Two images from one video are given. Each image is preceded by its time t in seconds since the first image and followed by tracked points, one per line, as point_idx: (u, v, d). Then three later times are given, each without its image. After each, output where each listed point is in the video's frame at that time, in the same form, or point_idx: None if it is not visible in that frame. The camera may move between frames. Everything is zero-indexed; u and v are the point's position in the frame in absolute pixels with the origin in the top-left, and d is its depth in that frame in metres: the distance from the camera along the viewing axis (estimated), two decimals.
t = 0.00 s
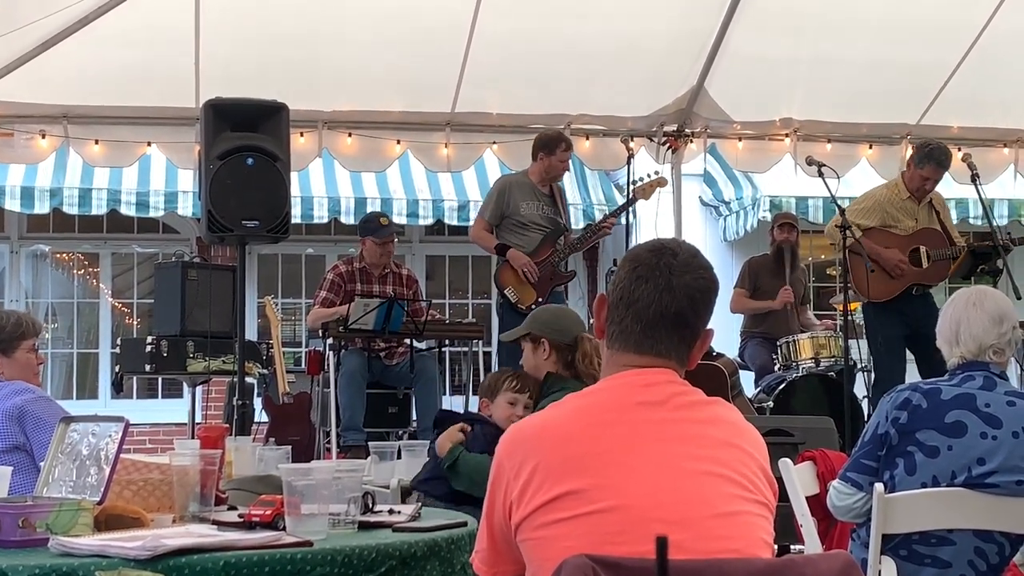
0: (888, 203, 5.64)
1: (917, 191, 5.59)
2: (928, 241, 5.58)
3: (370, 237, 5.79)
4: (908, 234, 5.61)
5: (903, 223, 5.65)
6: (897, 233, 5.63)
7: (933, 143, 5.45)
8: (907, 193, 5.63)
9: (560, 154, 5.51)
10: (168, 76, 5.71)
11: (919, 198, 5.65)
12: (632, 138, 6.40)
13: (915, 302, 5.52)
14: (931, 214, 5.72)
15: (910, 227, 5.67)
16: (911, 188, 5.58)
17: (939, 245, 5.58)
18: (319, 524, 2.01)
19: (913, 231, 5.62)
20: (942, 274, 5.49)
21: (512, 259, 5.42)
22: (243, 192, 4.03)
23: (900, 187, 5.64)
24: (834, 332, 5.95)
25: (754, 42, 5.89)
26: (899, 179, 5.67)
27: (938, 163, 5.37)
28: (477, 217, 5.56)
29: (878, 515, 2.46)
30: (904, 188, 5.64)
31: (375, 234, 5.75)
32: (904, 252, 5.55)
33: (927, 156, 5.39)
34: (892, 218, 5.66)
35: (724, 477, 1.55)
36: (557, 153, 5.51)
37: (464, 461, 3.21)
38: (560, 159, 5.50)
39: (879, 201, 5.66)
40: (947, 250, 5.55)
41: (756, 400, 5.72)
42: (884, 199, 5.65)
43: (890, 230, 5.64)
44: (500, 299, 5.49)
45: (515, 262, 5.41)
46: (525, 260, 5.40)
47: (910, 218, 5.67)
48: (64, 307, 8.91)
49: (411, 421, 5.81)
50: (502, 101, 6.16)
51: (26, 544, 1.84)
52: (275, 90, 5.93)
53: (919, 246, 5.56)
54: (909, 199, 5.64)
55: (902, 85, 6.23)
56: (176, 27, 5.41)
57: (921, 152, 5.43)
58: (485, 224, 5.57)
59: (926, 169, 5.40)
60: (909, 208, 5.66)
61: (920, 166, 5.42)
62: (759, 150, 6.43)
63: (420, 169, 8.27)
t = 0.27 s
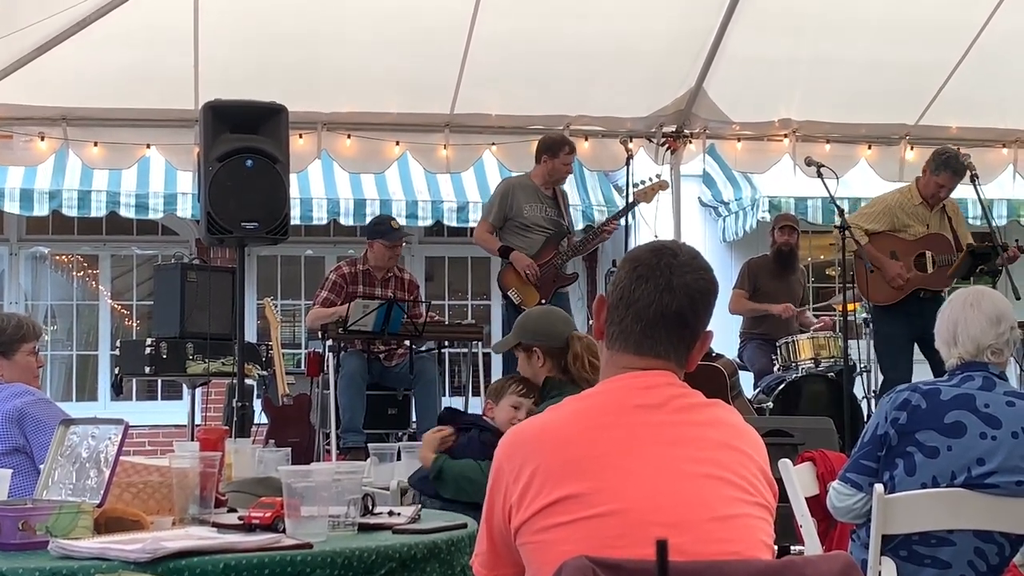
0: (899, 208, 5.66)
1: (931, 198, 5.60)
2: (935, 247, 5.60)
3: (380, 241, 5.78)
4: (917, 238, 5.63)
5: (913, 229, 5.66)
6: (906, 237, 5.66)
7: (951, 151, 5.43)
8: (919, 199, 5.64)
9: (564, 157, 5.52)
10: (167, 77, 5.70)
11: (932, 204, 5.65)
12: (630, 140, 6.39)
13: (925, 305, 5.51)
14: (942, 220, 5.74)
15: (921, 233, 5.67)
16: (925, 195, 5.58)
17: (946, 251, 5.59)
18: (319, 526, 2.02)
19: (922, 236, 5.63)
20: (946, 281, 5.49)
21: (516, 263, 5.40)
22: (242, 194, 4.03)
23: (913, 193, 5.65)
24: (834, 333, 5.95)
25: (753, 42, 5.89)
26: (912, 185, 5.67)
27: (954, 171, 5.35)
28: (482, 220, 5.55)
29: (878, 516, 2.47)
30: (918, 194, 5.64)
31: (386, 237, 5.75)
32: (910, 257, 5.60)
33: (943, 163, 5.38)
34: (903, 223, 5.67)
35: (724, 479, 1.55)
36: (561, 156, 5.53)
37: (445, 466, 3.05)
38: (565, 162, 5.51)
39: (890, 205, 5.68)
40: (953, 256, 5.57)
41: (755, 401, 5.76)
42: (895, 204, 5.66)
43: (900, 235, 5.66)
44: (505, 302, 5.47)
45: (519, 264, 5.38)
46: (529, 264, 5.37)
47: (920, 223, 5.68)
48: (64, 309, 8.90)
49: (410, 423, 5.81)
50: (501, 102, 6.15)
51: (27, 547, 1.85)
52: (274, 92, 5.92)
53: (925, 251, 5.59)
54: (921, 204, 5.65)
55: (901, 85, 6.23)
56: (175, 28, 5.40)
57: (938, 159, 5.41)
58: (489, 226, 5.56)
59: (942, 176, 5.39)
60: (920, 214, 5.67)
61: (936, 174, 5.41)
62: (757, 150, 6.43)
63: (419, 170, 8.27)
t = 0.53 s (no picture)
0: (907, 204, 5.66)
1: (941, 196, 5.60)
2: (941, 245, 5.59)
3: (384, 246, 5.76)
4: (923, 236, 5.62)
5: (920, 227, 5.66)
6: (911, 235, 5.65)
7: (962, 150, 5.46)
8: (930, 198, 5.64)
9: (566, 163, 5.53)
10: (165, 81, 5.70)
11: (941, 203, 5.65)
12: (629, 142, 6.37)
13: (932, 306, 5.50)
14: (952, 220, 5.73)
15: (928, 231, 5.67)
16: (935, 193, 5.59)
17: (952, 250, 5.59)
18: (317, 531, 2.01)
19: (928, 234, 5.62)
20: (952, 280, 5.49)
21: (518, 267, 5.40)
22: (240, 198, 4.03)
23: (923, 192, 5.65)
24: (833, 335, 5.94)
25: (751, 44, 5.89)
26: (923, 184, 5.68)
27: (963, 167, 5.37)
28: (483, 226, 5.56)
29: (877, 519, 2.47)
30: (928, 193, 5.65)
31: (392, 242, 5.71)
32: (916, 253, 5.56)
33: (953, 159, 5.39)
34: (910, 220, 5.67)
35: (722, 483, 1.55)
36: (564, 162, 5.53)
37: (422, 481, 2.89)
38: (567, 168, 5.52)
39: (898, 201, 5.67)
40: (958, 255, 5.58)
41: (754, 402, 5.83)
42: (903, 201, 5.66)
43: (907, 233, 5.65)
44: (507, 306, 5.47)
45: (520, 270, 5.39)
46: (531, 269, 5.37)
47: (928, 222, 5.67)
48: (63, 313, 8.90)
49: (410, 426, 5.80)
50: (499, 106, 6.15)
51: (26, 553, 1.84)
52: (271, 96, 5.92)
53: (931, 249, 5.57)
54: (931, 203, 5.65)
55: (898, 88, 6.23)
56: (172, 32, 5.41)
57: (947, 156, 5.45)
58: (491, 231, 5.57)
59: (950, 174, 5.42)
60: (929, 213, 5.67)
61: (946, 170, 5.43)
62: (755, 153, 6.44)
63: (418, 173, 8.27)
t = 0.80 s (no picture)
0: (912, 215, 5.68)
1: (948, 210, 5.62)
2: (943, 257, 5.59)
3: (383, 251, 5.75)
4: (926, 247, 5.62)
5: (924, 238, 5.66)
6: (915, 246, 5.65)
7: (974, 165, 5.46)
8: (936, 210, 5.66)
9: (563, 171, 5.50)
10: (162, 87, 5.70)
11: (947, 216, 5.68)
12: (627, 147, 6.42)
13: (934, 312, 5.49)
14: (957, 232, 5.72)
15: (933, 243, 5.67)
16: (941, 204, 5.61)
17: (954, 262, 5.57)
18: (315, 536, 2.01)
19: (932, 245, 5.63)
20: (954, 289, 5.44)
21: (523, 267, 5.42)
22: (238, 203, 4.03)
23: (930, 204, 5.68)
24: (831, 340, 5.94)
25: (748, 49, 5.89)
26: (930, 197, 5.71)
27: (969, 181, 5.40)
28: (486, 230, 5.53)
29: (875, 524, 2.50)
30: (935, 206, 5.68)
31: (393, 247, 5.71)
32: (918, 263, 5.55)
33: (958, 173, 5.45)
34: (915, 232, 5.68)
35: (720, 487, 1.55)
36: (560, 169, 5.49)
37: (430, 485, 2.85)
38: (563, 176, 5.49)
39: (904, 212, 5.69)
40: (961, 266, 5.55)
41: (753, 407, 5.78)
42: (909, 211, 5.69)
43: (911, 244, 5.66)
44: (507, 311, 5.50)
45: (526, 263, 5.40)
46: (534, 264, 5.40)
47: (933, 234, 5.68)
48: (60, 318, 8.90)
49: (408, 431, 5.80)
50: (496, 111, 6.15)
51: (24, 559, 1.84)
52: (269, 101, 5.91)
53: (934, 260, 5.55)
54: (937, 215, 5.68)
55: (896, 92, 6.23)
56: (170, 38, 5.41)
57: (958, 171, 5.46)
58: (494, 235, 5.53)
59: (956, 187, 5.46)
60: (934, 224, 5.68)
61: (954, 180, 5.46)
62: (753, 158, 6.48)
63: (416, 178, 8.27)
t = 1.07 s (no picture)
0: (912, 218, 5.67)
1: (950, 216, 5.60)
2: (938, 262, 5.57)
3: (373, 253, 5.82)
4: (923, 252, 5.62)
5: (922, 243, 5.66)
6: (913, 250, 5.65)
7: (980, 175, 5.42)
8: (937, 215, 5.65)
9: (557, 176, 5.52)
10: (157, 90, 5.70)
11: (949, 223, 5.66)
12: (621, 151, 6.38)
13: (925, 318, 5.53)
14: (955, 240, 5.72)
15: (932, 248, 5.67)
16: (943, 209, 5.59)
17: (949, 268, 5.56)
18: (309, 539, 2.02)
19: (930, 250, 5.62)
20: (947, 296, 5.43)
21: (512, 275, 5.41)
22: (232, 206, 4.02)
23: (932, 208, 5.67)
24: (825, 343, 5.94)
25: (742, 52, 5.90)
26: (932, 201, 5.69)
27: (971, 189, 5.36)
28: (480, 233, 5.54)
29: (869, 528, 2.50)
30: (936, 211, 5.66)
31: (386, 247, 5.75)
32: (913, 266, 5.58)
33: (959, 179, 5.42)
34: (914, 235, 5.68)
35: (714, 490, 1.55)
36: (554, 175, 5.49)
37: (437, 479, 3.03)
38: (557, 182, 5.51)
39: (904, 214, 5.69)
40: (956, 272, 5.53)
41: (747, 410, 5.75)
42: (910, 214, 5.68)
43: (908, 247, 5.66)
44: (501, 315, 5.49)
45: (515, 277, 5.41)
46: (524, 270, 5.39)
47: (933, 239, 5.67)
48: (54, 321, 8.89)
49: (402, 434, 5.83)
50: (491, 114, 6.15)
51: (17, 562, 1.84)
52: (264, 104, 5.91)
53: (927, 265, 5.57)
54: (937, 220, 5.66)
55: (890, 96, 6.25)
56: (164, 41, 5.41)
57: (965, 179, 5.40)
58: (488, 239, 5.54)
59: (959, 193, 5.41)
60: (935, 229, 5.67)
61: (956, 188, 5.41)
62: (748, 161, 6.43)
63: (411, 181, 8.27)
